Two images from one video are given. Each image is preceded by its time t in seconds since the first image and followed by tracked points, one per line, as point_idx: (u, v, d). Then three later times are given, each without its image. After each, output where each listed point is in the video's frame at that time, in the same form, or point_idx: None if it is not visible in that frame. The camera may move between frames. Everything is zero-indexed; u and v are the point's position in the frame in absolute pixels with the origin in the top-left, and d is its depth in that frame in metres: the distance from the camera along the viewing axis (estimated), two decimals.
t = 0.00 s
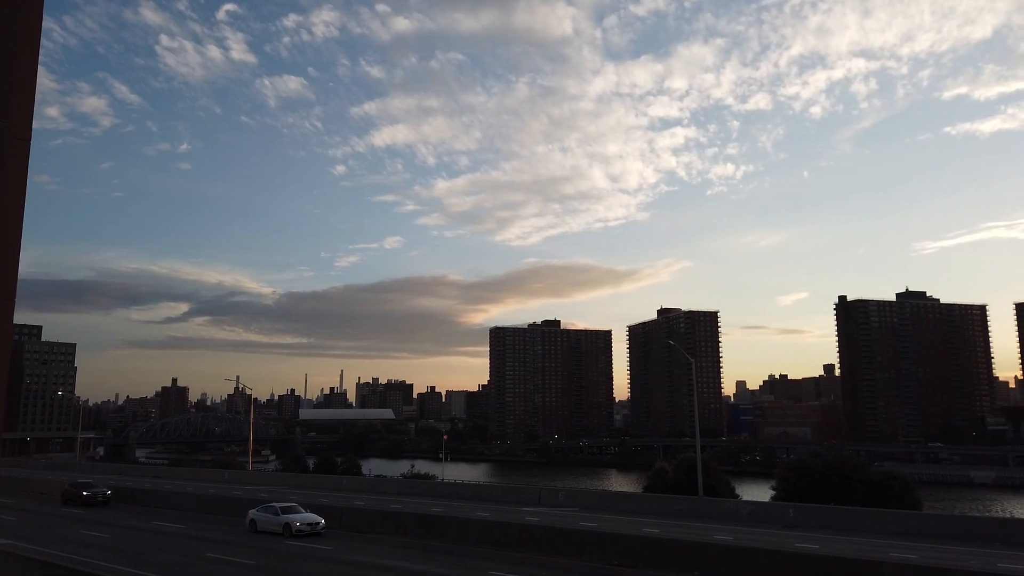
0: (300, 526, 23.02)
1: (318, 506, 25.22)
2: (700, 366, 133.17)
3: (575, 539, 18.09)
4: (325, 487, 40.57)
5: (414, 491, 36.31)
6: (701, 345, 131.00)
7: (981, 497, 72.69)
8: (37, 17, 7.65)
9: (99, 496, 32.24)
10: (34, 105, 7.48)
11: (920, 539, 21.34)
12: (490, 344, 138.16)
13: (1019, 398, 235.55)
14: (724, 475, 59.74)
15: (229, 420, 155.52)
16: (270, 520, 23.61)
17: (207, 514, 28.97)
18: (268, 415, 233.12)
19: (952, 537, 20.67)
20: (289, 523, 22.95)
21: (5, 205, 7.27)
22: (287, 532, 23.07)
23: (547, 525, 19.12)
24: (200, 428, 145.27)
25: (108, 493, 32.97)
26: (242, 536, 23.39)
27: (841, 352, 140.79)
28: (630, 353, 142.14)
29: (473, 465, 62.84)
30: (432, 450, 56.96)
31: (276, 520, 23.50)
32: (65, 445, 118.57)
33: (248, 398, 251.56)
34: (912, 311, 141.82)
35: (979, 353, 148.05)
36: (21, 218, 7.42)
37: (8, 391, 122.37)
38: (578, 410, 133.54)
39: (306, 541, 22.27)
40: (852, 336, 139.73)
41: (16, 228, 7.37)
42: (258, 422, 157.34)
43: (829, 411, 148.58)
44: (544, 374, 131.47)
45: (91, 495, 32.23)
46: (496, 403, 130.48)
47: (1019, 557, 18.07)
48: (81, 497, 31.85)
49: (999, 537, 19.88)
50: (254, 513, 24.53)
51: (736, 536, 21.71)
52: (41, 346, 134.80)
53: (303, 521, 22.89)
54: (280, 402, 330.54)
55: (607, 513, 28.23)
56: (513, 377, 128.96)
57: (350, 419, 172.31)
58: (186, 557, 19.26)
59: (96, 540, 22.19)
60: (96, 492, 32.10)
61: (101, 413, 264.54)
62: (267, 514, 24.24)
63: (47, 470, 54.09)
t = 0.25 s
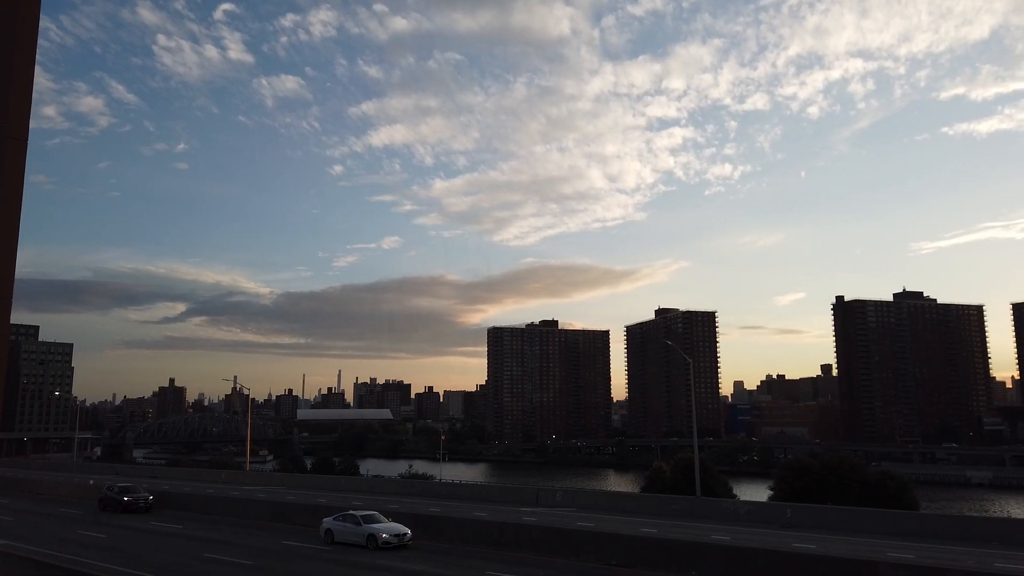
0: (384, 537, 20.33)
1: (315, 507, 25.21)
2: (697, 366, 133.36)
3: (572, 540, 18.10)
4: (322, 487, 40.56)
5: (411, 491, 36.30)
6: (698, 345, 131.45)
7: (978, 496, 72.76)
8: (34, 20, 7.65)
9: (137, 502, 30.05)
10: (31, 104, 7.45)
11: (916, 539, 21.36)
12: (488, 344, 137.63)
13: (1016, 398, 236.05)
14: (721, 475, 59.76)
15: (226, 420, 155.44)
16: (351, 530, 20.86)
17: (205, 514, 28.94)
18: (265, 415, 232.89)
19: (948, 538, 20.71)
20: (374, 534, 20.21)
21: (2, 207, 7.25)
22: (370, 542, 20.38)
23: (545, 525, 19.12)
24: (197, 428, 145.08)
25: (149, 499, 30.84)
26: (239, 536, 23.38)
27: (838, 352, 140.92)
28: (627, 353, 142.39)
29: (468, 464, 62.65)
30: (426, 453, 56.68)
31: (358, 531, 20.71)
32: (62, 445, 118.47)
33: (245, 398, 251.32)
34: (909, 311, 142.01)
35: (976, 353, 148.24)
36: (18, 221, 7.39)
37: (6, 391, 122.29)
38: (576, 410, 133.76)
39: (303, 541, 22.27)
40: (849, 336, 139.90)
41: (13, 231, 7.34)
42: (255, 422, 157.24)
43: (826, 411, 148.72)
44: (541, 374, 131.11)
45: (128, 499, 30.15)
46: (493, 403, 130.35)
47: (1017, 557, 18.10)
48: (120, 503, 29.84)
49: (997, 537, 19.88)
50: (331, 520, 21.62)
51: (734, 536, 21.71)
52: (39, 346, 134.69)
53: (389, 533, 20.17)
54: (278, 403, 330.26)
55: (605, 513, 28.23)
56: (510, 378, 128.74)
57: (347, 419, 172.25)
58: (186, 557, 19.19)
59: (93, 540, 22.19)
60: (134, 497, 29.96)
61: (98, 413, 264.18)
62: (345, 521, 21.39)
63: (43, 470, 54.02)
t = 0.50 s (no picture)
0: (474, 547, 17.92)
1: (310, 506, 25.22)
2: (692, 366, 133.68)
3: (567, 539, 18.15)
4: (316, 487, 40.48)
5: (407, 491, 36.31)
6: (693, 345, 132.25)
7: (971, 496, 73.01)
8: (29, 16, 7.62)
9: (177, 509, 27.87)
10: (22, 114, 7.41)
11: (910, 538, 21.46)
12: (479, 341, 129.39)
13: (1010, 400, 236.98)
14: (715, 474, 59.86)
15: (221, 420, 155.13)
16: (434, 540, 18.51)
17: (200, 513, 28.88)
18: (260, 415, 232.71)
19: (941, 537, 20.81)
20: (464, 545, 17.79)
21: None
22: (460, 555, 17.94)
23: (539, 525, 19.15)
24: (192, 428, 144.83)
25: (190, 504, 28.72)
26: (234, 536, 23.37)
27: (832, 353, 141.22)
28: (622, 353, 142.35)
29: (459, 461, 61.18)
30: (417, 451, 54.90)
31: (442, 542, 18.37)
32: (55, 446, 118.03)
33: (240, 398, 251.29)
34: (903, 312, 142.36)
35: (969, 353, 148.80)
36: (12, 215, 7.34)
37: None
38: (571, 410, 133.75)
39: (297, 541, 22.27)
40: (843, 336, 140.30)
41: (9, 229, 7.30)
42: (250, 422, 156.97)
43: (820, 411, 149.07)
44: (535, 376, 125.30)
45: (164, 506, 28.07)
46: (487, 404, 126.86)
47: (1009, 556, 18.22)
48: (158, 511, 27.84)
49: (990, 537, 19.97)
50: (410, 529, 19.25)
51: (728, 536, 21.73)
52: (32, 347, 134.48)
53: (482, 543, 17.76)
54: (273, 402, 330.07)
55: (600, 513, 28.27)
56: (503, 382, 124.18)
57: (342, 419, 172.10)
58: (180, 558, 19.16)
59: (87, 540, 22.13)
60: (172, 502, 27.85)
61: (93, 412, 263.55)
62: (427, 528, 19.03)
63: (36, 470, 53.85)
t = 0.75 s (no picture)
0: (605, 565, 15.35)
1: (299, 506, 25.08)
2: (681, 366, 134.05)
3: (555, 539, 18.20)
4: (305, 488, 40.37)
5: (396, 491, 36.26)
6: (682, 345, 132.56)
7: (956, 496, 73.67)
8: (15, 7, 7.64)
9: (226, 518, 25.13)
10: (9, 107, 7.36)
11: (895, 537, 21.62)
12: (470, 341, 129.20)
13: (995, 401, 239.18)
14: (703, 474, 60.13)
15: (208, 420, 154.35)
16: (556, 559, 15.85)
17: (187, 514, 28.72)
18: (248, 416, 231.92)
19: (925, 535, 21.01)
20: (593, 563, 15.21)
21: None
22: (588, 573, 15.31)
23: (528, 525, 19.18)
24: (179, 429, 143.60)
25: (240, 512, 25.89)
26: (221, 537, 23.27)
27: (820, 353, 142.01)
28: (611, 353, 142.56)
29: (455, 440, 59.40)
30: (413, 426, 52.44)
31: (566, 561, 15.72)
32: (41, 446, 117.06)
33: (228, 399, 250.29)
34: (890, 313, 143.44)
35: (955, 354, 150.05)
36: None
37: None
38: (560, 410, 134.00)
39: (284, 542, 22.20)
40: (831, 337, 141.16)
41: None
42: (238, 422, 156.28)
43: (808, 411, 149.90)
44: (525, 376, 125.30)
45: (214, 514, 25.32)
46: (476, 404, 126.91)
47: (993, 554, 18.40)
48: (207, 520, 25.20)
49: (975, 536, 20.18)
50: (518, 543, 16.61)
51: (716, 536, 21.77)
52: (17, 346, 133.34)
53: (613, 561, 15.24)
54: (261, 403, 328.84)
55: (588, 513, 28.35)
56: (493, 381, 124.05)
57: (331, 419, 171.61)
58: (167, 559, 19.05)
59: (72, 542, 22.01)
60: (222, 511, 25.12)
61: (78, 412, 261.71)
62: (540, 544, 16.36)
63: (21, 472, 53.43)
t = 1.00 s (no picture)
0: None
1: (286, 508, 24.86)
2: (666, 366, 134.47)
3: (540, 539, 18.22)
4: (289, 488, 40.15)
5: (381, 491, 36.14)
6: (668, 346, 132.93)
7: (938, 495, 74.43)
8: (1, 2, 8.18)
9: (273, 526, 22.86)
10: None
11: (877, 536, 21.84)
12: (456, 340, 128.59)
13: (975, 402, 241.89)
14: (688, 474, 60.40)
15: (192, 421, 153.13)
16: None
17: (170, 516, 28.47)
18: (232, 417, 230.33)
19: (906, 534, 21.27)
20: None
21: None
22: None
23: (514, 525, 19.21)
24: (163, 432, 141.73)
25: (291, 519, 23.51)
26: (205, 538, 23.11)
27: (804, 354, 142.99)
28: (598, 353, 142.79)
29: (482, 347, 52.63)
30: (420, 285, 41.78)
31: None
32: (21, 447, 115.68)
33: (212, 399, 248.44)
34: (872, 313, 144.75)
35: (936, 354, 151.57)
36: None
37: None
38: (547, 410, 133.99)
39: (269, 542, 22.08)
40: (814, 337, 142.23)
41: None
42: (222, 423, 155.14)
43: (791, 411, 150.96)
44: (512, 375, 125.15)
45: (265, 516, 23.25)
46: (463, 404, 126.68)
47: (972, 553, 18.63)
48: (255, 530, 22.90)
49: (954, 534, 20.44)
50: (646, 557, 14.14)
51: (700, 535, 21.86)
52: None
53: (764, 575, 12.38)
54: (245, 403, 326.86)
55: (574, 512, 28.41)
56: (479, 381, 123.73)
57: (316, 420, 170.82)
58: (151, 561, 18.90)
59: (54, 543, 21.78)
60: (270, 519, 22.83)
61: (59, 413, 258.86)
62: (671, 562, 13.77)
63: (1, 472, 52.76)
